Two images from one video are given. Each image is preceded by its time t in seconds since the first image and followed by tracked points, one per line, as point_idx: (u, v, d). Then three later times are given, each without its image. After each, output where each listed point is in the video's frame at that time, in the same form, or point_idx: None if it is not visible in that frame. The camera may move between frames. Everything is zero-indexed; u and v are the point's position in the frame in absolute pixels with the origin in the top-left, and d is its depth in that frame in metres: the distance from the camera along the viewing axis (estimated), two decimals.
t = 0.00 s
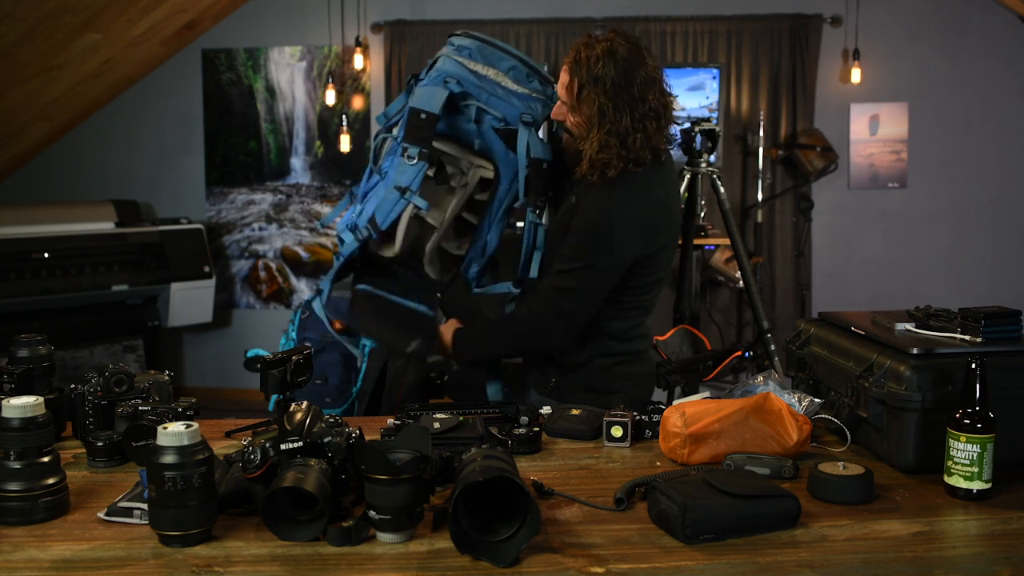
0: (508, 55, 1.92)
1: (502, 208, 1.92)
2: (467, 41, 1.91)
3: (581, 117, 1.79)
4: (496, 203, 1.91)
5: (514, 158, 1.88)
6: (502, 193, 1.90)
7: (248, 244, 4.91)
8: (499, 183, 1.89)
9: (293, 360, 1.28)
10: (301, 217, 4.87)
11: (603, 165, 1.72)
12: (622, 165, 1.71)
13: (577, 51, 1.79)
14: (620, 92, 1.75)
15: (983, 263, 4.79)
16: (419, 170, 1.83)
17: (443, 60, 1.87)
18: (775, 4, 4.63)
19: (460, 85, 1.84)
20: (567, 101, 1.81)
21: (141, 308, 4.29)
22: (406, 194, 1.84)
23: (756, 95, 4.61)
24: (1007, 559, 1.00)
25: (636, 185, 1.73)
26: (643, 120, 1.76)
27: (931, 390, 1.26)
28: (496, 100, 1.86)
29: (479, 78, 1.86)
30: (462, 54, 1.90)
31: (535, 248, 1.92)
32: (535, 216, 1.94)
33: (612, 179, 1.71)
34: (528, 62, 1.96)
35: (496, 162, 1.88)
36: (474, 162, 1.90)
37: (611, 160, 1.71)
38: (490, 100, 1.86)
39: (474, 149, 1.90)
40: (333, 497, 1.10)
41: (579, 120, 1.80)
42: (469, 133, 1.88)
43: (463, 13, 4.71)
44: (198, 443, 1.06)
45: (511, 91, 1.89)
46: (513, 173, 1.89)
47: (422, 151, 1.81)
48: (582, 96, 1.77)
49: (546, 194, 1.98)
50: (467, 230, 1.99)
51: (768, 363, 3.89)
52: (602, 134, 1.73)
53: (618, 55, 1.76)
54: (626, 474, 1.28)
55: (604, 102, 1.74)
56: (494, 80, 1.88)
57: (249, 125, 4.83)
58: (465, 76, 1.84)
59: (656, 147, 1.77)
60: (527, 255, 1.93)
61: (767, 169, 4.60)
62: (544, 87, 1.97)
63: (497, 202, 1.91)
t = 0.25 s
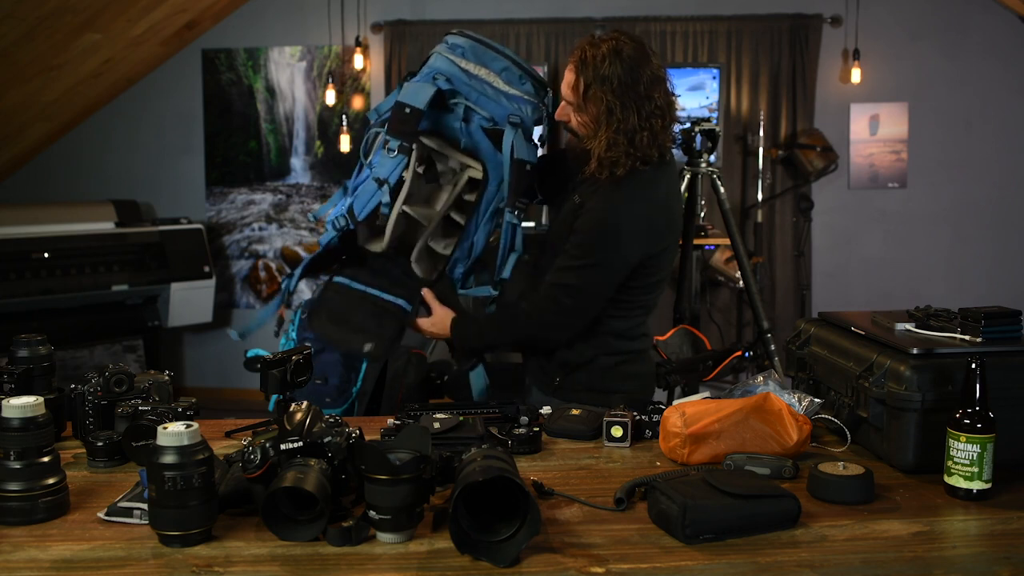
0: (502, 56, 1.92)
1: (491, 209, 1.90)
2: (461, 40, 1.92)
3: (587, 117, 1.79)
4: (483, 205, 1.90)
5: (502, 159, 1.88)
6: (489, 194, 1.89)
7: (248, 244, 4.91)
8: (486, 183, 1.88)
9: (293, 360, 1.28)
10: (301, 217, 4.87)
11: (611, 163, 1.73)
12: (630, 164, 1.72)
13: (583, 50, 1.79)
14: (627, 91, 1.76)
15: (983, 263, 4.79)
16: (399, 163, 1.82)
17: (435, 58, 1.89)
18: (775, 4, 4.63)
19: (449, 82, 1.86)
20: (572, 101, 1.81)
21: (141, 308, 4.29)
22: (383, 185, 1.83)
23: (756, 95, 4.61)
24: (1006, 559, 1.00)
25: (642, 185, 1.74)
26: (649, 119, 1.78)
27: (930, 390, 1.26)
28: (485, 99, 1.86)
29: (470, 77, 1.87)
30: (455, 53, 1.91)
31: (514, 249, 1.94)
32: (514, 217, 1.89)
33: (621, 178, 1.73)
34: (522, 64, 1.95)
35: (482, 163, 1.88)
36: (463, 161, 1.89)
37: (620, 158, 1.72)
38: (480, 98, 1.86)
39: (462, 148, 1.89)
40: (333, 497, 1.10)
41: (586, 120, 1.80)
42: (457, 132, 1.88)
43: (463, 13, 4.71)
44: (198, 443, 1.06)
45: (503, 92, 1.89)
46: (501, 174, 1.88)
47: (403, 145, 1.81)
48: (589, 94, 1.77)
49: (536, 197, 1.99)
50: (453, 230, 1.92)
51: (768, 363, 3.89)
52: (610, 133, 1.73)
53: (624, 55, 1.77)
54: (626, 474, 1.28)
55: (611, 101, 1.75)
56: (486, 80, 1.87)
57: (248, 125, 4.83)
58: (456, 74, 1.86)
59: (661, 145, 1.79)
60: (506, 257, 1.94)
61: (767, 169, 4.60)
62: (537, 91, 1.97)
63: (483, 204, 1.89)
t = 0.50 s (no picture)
0: (505, 56, 1.96)
1: (495, 207, 1.97)
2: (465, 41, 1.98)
3: (588, 116, 1.78)
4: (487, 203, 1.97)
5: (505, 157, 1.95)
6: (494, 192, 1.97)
7: (248, 244, 4.91)
8: (489, 182, 1.96)
9: (294, 360, 1.28)
10: (301, 217, 4.87)
11: (613, 163, 1.72)
12: (632, 164, 1.72)
13: (582, 50, 1.77)
14: (628, 89, 1.75)
15: (983, 263, 4.79)
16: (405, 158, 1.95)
17: (440, 57, 1.95)
18: (775, 4, 4.63)
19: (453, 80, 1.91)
20: (572, 100, 1.80)
21: (141, 308, 4.29)
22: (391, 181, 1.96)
23: (756, 96, 4.61)
24: (1006, 560, 1.00)
25: (642, 184, 1.73)
26: (650, 118, 1.76)
27: (931, 390, 1.26)
28: (489, 96, 1.91)
29: (474, 75, 1.92)
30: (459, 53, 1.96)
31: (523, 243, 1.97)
32: (522, 211, 1.91)
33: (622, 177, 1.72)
34: (525, 65, 1.99)
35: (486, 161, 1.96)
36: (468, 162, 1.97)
37: (621, 158, 1.71)
38: (483, 96, 1.92)
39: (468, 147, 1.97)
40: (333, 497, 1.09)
41: (587, 118, 1.79)
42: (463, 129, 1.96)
43: (463, 13, 4.71)
44: (198, 443, 1.06)
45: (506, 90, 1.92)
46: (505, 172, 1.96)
47: (409, 140, 1.89)
48: (589, 93, 1.76)
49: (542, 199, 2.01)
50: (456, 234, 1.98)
51: (768, 363, 3.89)
52: (611, 133, 1.72)
53: (624, 54, 1.75)
54: (626, 474, 1.28)
55: (612, 100, 1.73)
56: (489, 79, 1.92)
57: (249, 125, 4.83)
58: (460, 72, 1.91)
59: (662, 145, 1.78)
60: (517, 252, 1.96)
61: (767, 169, 4.60)
62: (540, 90, 1.99)
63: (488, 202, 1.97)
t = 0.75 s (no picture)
0: (500, 63, 1.98)
1: (495, 211, 1.96)
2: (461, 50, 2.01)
3: (580, 115, 1.80)
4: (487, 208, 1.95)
5: (505, 160, 1.95)
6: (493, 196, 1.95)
7: (248, 244, 4.91)
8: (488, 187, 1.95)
9: (294, 360, 1.28)
10: (301, 217, 4.87)
11: (605, 161, 1.74)
12: (624, 161, 1.73)
13: (573, 50, 1.80)
14: (619, 87, 1.76)
15: (983, 263, 4.79)
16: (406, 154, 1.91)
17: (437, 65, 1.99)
18: (775, 4, 4.63)
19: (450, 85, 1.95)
20: (564, 100, 1.82)
21: (141, 308, 4.29)
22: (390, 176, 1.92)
23: (756, 96, 4.61)
24: (1006, 559, 1.00)
25: (637, 184, 1.73)
26: (642, 115, 1.77)
27: (931, 390, 1.26)
28: (486, 98, 1.93)
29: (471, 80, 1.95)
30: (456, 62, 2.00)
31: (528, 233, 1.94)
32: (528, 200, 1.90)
33: (615, 175, 1.73)
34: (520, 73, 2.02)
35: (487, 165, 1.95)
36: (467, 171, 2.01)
37: (612, 156, 1.72)
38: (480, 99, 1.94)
39: (467, 152, 1.98)
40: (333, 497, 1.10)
41: (579, 117, 1.80)
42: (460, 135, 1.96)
43: (463, 13, 4.71)
44: (198, 443, 1.06)
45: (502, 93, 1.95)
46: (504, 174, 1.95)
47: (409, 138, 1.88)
48: (580, 92, 1.78)
49: (540, 200, 2.02)
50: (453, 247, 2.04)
51: (768, 363, 3.89)
52: (602, 130, 1.73)
53: (615, 53, 1.77)
54: (626, 474, 1.28)
55: (602, 98, 1.75)
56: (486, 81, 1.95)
57: (249, 125, 4.83)
58: (457, 76, 1.94)
59: (655, 143, 1.79)
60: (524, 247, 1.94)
61: (767, 169, 4.60)
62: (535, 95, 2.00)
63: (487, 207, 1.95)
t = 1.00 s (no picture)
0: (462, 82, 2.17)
1: (480, 211, 2.03)
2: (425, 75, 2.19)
3: (577, 111, 1.81)
4: (471, 208, 2.03)
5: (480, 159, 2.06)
6: (474, 196, 2.04)
7: (248, 244, 4.91)
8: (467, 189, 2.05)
9: (294, 360, 1.28)
10: (301, 217, 4.87)
11: (605, 155, 1.75)
12: (624, 154, 1.74)
13: (568, 48, 1.80)
14: (615, 80, 1.76)
15: (983, 262, 4.79)
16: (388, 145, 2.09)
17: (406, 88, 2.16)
18: (775, 4, 4.63)
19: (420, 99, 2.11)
20: (562, 97, 1.82)
21: (141, 308, 4.29)
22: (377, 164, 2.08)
23: (756, 95, 4.61)
24: (1006, 559, 1.00)
25: (638, 179, 1.73)
26: (640, 107, 1.77)
27: (931, 390, 1.26)
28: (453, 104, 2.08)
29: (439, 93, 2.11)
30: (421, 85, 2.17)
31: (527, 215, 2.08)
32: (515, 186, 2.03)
33: (615, 169, 1.75)
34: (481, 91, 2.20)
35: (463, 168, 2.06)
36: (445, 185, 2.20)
37: (612, 149, 1.73)
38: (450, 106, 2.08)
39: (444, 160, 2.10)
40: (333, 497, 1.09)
41: (577, 113, 1.81)
42: (433, 147, 2.11)
43: (463, 13, 4.71)
44: (198, 443, 1.06)
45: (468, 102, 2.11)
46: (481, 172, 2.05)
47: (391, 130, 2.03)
48: (577, 89, 1.78)
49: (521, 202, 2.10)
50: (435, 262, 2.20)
51: (768, 363, 3.89)
52: (600, 124, 1.74)
53: (610, 48, 1.77)
54: (626, 474, 1.28)
55: (599, 92, 1.75)
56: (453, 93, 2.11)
57: (249, 125, 4.83)
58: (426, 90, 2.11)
59: (654, 135, 1.79)
60: (517, 238, 2.07)
61: (767, 169, 4.61)
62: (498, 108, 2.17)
63: (471, 208, 2.03)
